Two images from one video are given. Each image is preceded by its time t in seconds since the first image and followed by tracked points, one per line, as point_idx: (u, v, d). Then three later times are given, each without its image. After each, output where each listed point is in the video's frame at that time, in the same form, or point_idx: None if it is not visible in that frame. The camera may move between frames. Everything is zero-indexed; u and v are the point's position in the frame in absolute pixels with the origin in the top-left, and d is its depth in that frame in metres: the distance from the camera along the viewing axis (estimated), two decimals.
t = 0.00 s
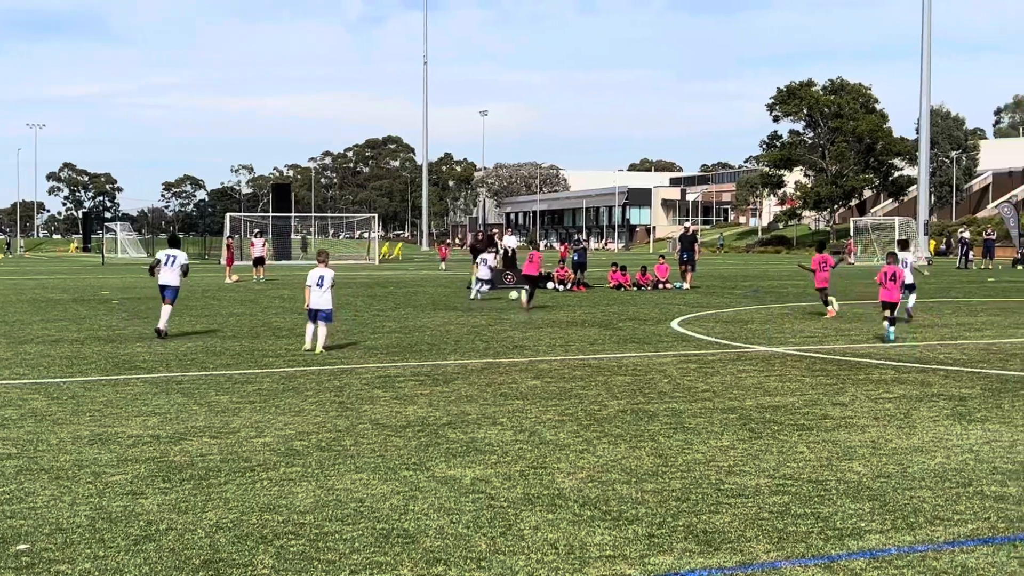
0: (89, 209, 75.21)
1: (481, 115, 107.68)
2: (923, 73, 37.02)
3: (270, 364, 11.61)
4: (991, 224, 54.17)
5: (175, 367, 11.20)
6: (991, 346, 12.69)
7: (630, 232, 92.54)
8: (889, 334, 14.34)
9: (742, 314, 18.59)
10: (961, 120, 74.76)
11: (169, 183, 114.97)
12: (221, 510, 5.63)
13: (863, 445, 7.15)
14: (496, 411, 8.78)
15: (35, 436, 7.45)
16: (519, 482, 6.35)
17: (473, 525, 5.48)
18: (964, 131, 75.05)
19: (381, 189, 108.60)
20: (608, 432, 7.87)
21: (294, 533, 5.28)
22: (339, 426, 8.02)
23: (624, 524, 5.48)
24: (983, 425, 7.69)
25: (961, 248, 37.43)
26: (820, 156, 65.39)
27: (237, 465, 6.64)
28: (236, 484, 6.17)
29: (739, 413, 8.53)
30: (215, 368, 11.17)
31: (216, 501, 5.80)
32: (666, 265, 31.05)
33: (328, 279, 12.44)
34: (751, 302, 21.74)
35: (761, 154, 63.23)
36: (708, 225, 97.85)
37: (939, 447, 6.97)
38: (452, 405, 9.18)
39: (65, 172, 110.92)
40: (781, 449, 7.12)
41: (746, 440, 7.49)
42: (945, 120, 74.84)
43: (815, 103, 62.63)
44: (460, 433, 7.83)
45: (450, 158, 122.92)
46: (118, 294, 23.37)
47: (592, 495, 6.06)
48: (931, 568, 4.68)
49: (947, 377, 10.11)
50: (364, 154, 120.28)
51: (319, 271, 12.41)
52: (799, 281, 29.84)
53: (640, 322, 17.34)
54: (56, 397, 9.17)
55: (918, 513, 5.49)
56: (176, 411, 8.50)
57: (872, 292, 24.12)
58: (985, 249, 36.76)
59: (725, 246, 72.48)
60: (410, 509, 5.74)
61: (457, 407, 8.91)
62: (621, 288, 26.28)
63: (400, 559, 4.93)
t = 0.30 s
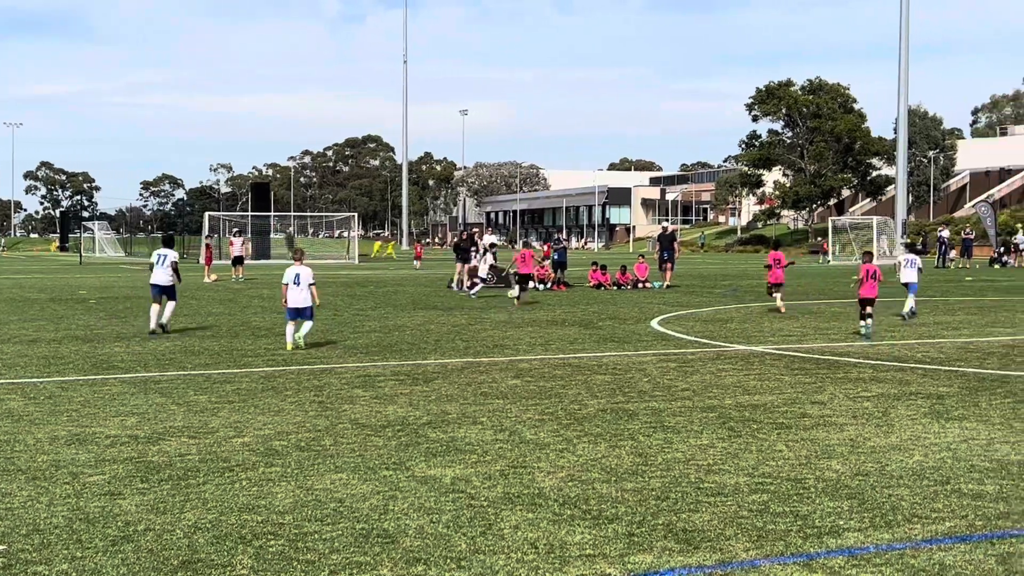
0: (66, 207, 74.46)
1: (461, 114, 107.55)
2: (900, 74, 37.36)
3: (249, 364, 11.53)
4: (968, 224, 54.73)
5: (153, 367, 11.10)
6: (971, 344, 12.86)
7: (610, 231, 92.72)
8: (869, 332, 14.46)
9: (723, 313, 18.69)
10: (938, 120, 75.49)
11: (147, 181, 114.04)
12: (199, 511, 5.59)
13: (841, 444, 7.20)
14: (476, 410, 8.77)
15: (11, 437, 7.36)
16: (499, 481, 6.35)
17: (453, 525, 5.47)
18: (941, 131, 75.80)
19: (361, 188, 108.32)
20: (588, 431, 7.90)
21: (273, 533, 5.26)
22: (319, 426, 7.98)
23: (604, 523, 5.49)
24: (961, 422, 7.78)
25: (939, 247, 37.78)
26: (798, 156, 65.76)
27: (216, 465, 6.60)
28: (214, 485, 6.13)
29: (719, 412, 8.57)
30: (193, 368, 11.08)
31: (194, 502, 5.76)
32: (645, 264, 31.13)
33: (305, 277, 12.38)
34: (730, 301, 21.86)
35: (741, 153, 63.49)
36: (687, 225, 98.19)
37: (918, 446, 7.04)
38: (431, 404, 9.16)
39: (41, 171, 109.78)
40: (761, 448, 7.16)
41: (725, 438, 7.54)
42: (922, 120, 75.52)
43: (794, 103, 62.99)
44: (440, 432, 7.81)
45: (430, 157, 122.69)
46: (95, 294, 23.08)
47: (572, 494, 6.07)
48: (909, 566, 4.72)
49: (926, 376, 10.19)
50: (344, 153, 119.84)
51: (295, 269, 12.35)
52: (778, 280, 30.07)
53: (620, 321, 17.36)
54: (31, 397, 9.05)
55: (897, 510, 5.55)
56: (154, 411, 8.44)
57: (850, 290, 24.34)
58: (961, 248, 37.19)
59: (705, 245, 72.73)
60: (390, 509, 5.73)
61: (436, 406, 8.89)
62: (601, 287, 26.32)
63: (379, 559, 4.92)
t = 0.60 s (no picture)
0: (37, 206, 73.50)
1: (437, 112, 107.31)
2: (873, 74, 37.72)
3: (222, 364, 11.42)
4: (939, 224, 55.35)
5: (126, 367, 10.98)
6: (943, 342, 13.01)
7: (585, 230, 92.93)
8: (843, 330, 14.57)
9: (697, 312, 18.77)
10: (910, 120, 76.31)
11: (119, 179, 112.87)
12: (174, 511, 5.55)
13: (815, 442, 7.26)
14: (452, 409, 8.76)
15: None
16: (475, 481, 6.34)
17: (429, 524, 5.46)
18: (913, 131, 76.59)
19: (335, 187, 107.89)
20: (564, 430, 7.91)
21: (248, 533, 5.23)
22: (293, 426, 7.93)
23: (580, 522, 5.50)
24: (935, 420, 7.86)
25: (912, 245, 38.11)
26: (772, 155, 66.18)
27: (190, 466, 6.54)
28: (188, 485, 6.08)
29: (694, 411, 8.60)
30: (166, 368, 10.97)
31: (168, 502, 5.71)
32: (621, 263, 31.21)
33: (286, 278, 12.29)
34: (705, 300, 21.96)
35: (715, 153, 63.80)
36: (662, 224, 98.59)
37: (892, 443, 7.10)
38: (406, 403, 9.14)
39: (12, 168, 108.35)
40: (736, 446, 7.20)
41: (700, 436, 7.58)
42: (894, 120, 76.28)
43: (768, 103, 63.42)
44: (415, 432, 7.78)
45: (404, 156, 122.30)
46: (66, 294, 22.81)
47: (548, 493, 6.07)
48: (883, 563, 4.77)
49: (899, 374, 10.28)
50: (318, 152, 119.24)
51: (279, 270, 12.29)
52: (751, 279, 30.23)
53: (596, 320, 17.39)
54: (2, 398, 8.93)
55: (871, 508, 5.61)
56: (127, 411, 8.37)
57: (823, 289, 24.54)
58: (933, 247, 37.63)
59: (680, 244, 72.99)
60: (365, 509, 5.71)
61: (411, 405, 8.87)
62: (576, 286, 26.37)
63: (355, 559, 4.90)
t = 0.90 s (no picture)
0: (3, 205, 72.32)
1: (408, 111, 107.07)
2: (841, 74, 38.15)
3: (192, 364, 11.30)
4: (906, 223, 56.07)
5: (94, 367, 10.85)
6: (911, 340, 13.19)
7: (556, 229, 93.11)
8: (813, 328, 14.73)
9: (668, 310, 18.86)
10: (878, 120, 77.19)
11: (86, 178, 111.51)
12: (143, 512, 5.48)
13: (787, 440, 7.31)
14: (424, 408, 8.73)
15: None
16: (448, 480, 6.32)
17: (402, 524, 5.44)
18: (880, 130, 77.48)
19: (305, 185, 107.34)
20: (537, 429, 7.91)
21: (219, 535, 5.17)
22: (264, 426, 7.87)
23: (554, 521, 5.50)
24: (905, 418, 7.95)
25: (880, 243, 38.56)
26: (741, 155, 66.64)
27: (160, 467, 6.47)
28: (158, 486, 6.01)
29: (666, 409, 8.63)
30: (136, 368, 10.85)
31: (138, 503, 5.65)
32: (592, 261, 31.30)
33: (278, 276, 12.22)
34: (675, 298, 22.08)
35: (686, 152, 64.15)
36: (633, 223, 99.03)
37: (863, 442, 7.16)
38: (378, 403, 9.11)
39: None
40: (708, 444, 7.24)
41: (672, 434, 7.61)
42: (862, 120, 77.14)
43: (737, 102, 63.88)
44: (388, 432, 7.75)
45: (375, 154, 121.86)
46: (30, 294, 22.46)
47: (522, 492, 6.07)
48: (856, 561, 4.80)
49: (868, 372, 10.40)
50: (288, 150, 118.50)
51: (270, 267, 12.22)
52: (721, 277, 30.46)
53: (568, 319, 17.41)
54: None
55: (843, 505, 5.66)
56: (96, 411, 8.26)
57: (792, 287, 24.80)
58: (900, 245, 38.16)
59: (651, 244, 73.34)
60: (338, 509, 5.67)
61: (383, 404, 8.84)
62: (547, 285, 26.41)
63: (328, 559, 4.87)
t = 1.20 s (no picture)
0: None
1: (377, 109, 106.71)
2: (807, 75, 38.55)
3: (158, 364, 11.19)
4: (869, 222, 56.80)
5: (59, 368, 10.72)
6: (877, 339, 13.34)
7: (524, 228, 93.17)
8: (779, 327, 14.86)
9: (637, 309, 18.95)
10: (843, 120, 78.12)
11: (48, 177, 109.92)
12: (111, 515, 5.41)
13: (757, 438, 7.36)
14: (394, 408, 8.70)
15: None
16: (419, 481, 6.29)
17: (374, 525, 5.41)
18: (845, 131, 78.39)
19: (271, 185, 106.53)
20: (507, 429, 7.90)
21: (188, 537, 5.12)
22: (233, 426, 7.81)
23: (526, 521, 5.50)
24: (873, 416, 8.04)
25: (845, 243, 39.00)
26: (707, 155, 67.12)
27: (127, 468, 6.39)
28: (126, 488, 5.93)
29: (636, 408, 8.67)
30: (101, 368, 10.74)
31: (106, 505, 5.57)
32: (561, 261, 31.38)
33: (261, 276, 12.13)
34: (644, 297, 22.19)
35: (653, 151, 64.48)
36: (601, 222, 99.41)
37: (831, 440, 7.23)
38: (347, 403, 9.06)
39: None
40: (678, 443, 7.27)
41: (643, 434, 7.64)
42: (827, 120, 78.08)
43: (704, 102, 64.32)
44: (358, 433, 7.71)
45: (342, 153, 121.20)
46: None
47: (493, 492, 6.06)
48: (826, 559, 4.85)
49: (835, 371, 10.50)
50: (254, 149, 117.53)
51: (254, 267, 12.13)
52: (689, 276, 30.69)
53: (537, 318, 17.44)
54: None
55: (811, 503, 5.71)
56: (61, 413, 8.16)
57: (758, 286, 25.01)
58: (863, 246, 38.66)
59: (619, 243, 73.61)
60: (307, 510, 5.63)
61: (353, 405, 8.79)
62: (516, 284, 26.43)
63: (298, 562, 4.82)
